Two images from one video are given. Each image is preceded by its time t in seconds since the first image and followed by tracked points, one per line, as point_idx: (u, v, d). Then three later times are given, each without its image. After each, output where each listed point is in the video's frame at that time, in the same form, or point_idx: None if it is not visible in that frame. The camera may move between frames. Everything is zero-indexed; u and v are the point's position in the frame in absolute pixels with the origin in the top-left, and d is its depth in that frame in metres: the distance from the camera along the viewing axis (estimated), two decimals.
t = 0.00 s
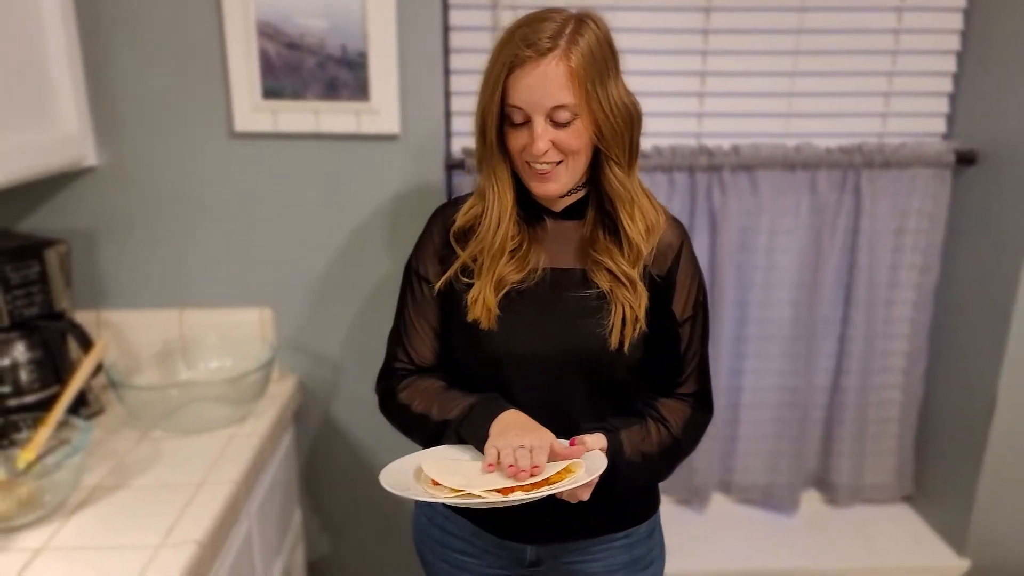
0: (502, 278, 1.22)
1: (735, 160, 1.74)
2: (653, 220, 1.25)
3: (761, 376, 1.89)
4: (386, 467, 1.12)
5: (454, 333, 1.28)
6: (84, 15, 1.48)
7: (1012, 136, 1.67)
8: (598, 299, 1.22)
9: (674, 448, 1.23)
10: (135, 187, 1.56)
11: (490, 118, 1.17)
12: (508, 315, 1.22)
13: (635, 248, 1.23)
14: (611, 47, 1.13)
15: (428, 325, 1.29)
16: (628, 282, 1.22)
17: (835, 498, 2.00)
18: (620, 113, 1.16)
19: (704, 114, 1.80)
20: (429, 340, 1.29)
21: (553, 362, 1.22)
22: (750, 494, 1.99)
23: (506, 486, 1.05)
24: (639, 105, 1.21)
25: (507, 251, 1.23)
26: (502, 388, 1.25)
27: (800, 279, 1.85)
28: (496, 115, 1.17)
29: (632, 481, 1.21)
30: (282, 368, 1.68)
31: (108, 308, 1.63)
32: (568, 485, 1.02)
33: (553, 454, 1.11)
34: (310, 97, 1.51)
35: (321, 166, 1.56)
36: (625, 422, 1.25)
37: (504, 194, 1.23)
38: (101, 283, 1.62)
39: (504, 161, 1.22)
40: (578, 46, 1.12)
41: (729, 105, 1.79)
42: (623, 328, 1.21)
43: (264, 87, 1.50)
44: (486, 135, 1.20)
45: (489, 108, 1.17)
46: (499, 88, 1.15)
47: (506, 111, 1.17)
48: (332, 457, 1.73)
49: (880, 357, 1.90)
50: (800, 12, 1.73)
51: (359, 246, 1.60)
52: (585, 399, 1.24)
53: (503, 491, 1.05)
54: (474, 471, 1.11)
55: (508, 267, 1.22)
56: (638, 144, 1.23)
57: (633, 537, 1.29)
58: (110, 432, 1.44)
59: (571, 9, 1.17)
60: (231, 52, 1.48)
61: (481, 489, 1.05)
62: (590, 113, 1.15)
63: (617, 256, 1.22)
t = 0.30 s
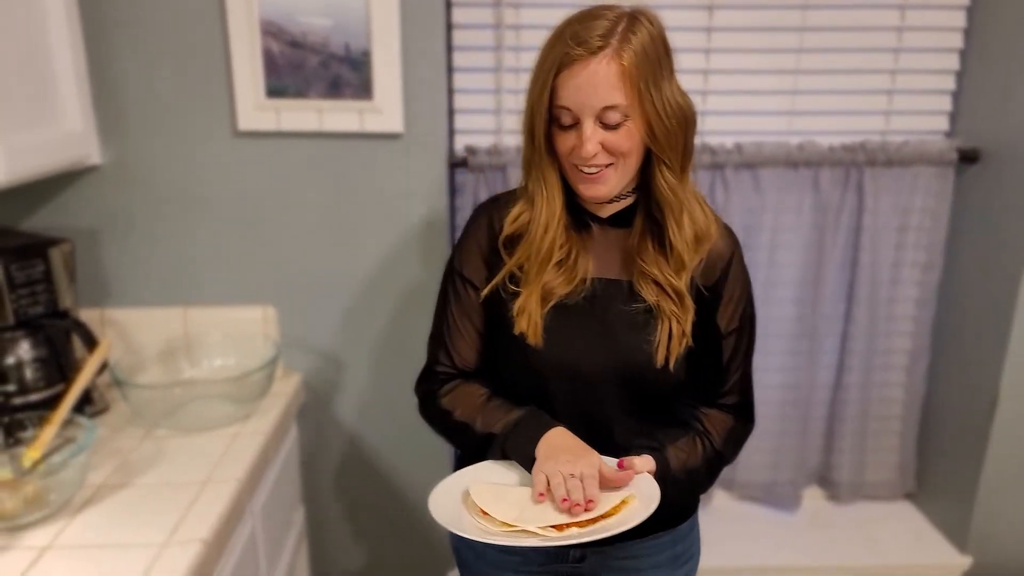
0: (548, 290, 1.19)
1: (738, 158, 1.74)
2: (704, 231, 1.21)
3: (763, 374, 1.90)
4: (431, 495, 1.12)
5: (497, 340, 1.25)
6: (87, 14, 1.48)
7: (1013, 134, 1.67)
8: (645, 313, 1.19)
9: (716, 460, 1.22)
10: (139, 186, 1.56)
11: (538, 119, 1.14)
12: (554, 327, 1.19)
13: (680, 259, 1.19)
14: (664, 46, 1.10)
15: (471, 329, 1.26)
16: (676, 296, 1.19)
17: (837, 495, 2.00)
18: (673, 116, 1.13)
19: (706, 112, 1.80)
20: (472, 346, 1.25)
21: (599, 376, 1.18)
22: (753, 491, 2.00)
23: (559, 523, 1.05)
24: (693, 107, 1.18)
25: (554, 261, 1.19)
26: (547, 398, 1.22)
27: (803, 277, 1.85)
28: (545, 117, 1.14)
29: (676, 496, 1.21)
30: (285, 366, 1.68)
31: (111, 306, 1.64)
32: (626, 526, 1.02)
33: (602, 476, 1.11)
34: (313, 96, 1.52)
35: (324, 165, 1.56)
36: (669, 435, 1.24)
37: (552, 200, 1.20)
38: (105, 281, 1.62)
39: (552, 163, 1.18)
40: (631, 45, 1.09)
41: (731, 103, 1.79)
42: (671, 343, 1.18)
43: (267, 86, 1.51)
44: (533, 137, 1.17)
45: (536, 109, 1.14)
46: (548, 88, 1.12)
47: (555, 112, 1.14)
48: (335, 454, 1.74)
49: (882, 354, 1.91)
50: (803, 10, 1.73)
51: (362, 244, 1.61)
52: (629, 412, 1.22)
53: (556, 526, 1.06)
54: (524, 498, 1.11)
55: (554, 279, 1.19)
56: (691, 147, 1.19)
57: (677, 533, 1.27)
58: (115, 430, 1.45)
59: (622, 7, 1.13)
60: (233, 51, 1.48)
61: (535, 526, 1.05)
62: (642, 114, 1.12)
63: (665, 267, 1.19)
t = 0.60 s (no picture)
0: (579, 303, 1.19)
1: (737, 158, 1.74)
2: (734, 234, 1.20)
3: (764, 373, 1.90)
4: (476, 507, 1.13)
5: (531, 353, 1.25)
6: (87, 15, 1.48)
7: (1012, 136, 1.66)
8: (678, 319, 1.19)
9: (760, 463, 1.21)
10: (138, 187, 1.57)
11: (563, 138, 1.14)
12: (587, 337, 1.19)
13: (710, 267, 1.18)
14: (686, 60, 1.10)
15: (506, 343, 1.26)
16: (708, 302, 1.19)
17: (836, 494, 2.01)
18: (697, 126, 1.13)
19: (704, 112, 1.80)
20: (507, 359, 1.26)
21: (631, 386, 1.18)
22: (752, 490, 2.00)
23: (604, 532, 1.05)
24: (718, 114, 1.17)
25: (583, 275, 1.19)
26: (581, 409, 1.23)
27: (803, 277, 1.85)
28: (569, 135, 1.14)
29: (722, 501, 1.21)
30: (285, 365, 1.69)
31: (111, 306, 1.64)
32: (671, 534, 1.02)
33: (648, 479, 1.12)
34: (312, 97, 1.52)
35: (323, 166, 1.56)
36: (711, 440, 1.23)
37: (579, 213, 1.20)
38: (105, 281, 1.62)
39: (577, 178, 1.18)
40: (653, 61, 1.09)
41: (729, 104, 1.79)
42: (704, 349, 1.18)
43: (266, 87, 1.51)
44: (559, 156, 1.17)
45: (561, 127, 1.14)
46: (571, 107, 1.12)
47: (579, 130, 1.14)
48: (335, 453, 1.74)
49: (881, 354, 1.91)
50: (801, 10, 1.73)
51: (363, 245, 1.61)
52: (667, 419, 1.22)
53: (600, 536, 1.06)
54: (574, 509, 1.12)
55: (585, 291, 1.19)
56: (718, 154, 1.18)
57: (727, 545, 1.27)
58: (114, 431, 1.45)
59: (642, 20, 1.13)
60: (232, 52, 1.48)
61: (580, 536, 1.05)
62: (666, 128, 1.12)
63: (694, 274, 1.19)
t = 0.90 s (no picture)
0: (581, 302, 1.20)
1: (733, 159, 1.75)
2: (737, 230, 1.19)
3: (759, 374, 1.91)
4: (482, 495, 1.12)
5: (539, 356, 1.27)
6: (86, 18, 1.49)
7: (1007, 137, 1.67)
8: (683, 316, 1.18)
9: (776, 467, 1.17)
10: (136, 188, 1.57)
11: (564, 144, 1.16)
12: (591, 336, 1.20)
13: (711, 264, 1.17)
14: (680, 62, 1.11)
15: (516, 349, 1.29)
16: (713, 297, 1.17)
17: (832, 493, 2.01)
18: (693, 126, 1.13)
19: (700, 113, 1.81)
20: (515, 364, 1.28)
21: (636, 386, 1.18)
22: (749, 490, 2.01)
23: (608, 523, 1.06)
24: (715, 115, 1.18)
25: (584, 275, 1.21)
26: (590, 412, 1.23)
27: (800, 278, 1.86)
28: (570, 141, 1.16)
29: (738, 504, 1.17)
30: (283, 365, 1.69)
31: (109, 307, 1.65)
32: (679, 526, 1.02)
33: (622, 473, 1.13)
34: (310, 100, 1.52)
35: (320, 168, 1.57)
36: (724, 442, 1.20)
37: (579, 217, 1.22)
38: (104, 282, 1.63)
39: (577, 184, 1.21)
40: (646, 64, 1.10)
41: (726, 104, 1.80)
42: (710, 346, 1.17)
43: (264, 89, 1.51)
44: (560, 162, 1.19)
45: (560, 134, 1.16)
46: (571, 113, 1.14)
47: (579, 135, 1.15)
48: (333, 453, 1.75)
49: (877, 354, 1.92)
50: (797, 11, 1.73)
51: (360, 246, 1.61)
52: (676, 421, 1.21)
53: (604, 527, 1.06)
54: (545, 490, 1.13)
55: (588, 291, 1.20)
56: (715, 155, 1.19)
57: (747, 556, 1.25)
58: (112, 431, 1.46)
59: (635, 27, 1.15)
60: (231, 54, 1.49)
61: (584, 527, 1.05)
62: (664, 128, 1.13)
63: (698, 272, 1.18)
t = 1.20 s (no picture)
0: (568, 287, 1.23)
1: (734, 155, 1.74)
2: (730, 227, 1.19)
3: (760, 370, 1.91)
4: (457, 474, 1.14)
5: (528, 340, 1.29)
6: (87, 13, 1.49)
7: (1009, 134, 1.67)
8: (669, 308, 1.19)
9: (757, 464, 1.19)
10: (137, 184, 1.57)
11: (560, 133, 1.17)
12: (577, 322, 1.22)
13: (702, 259, 1.18)
14: (679, 55, 1.11)
15: (505, 329, 1.32)
16: (700, 291, 1.18)
17: (832, 490, 2.02)
18: (689, 120, 1.13)
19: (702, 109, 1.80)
20: (503, 343, 1.32)
21: (621, 374, 1.20)
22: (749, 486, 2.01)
23: (577, 502, 1.06)
24: (716, 111, 1.17)
25: (573, 261, 1.23)
26: (575, 399, 1.25)
27: (800, 275, 1.86)
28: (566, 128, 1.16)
29: (712, 498, 1.17)
30: (284, 361, 1.70)
31: (110, 302, 1.65)
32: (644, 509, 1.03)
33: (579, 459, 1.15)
34: (311, 95, 1.52)
35: (322, 164, 1.57)
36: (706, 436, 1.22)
37: (574, 204, 1.24)
38: (105, 278, 1.63)
39: (574, 171, 1.22)
40: (644, 55, 1.10)
41: (727, 101, 1.80)
42: (694, 339, 1.18)
43: (265, 84, 1.51)
44: (556, 149, 1.20)
45: (558, 121, 1.17)
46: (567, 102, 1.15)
47: (576, 124, 1.16)
48: (333, 448, 1.75)
49: (877, 351, 1.92)
50: (798, 7, 1.73)
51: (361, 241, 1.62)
52: (661, 411, 1.23)
53: (573, 506, 1.07)
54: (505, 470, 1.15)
55: (576, 276, 1.22)
56: (713, 151, 1.19)
57: (721, 551, 1.26)
58: (113, 426, 1.46)
59: (639, 19, 1.15)
60: (232, 50, 1.49)
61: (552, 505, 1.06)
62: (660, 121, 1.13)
63: (689, 265, 1.19)
